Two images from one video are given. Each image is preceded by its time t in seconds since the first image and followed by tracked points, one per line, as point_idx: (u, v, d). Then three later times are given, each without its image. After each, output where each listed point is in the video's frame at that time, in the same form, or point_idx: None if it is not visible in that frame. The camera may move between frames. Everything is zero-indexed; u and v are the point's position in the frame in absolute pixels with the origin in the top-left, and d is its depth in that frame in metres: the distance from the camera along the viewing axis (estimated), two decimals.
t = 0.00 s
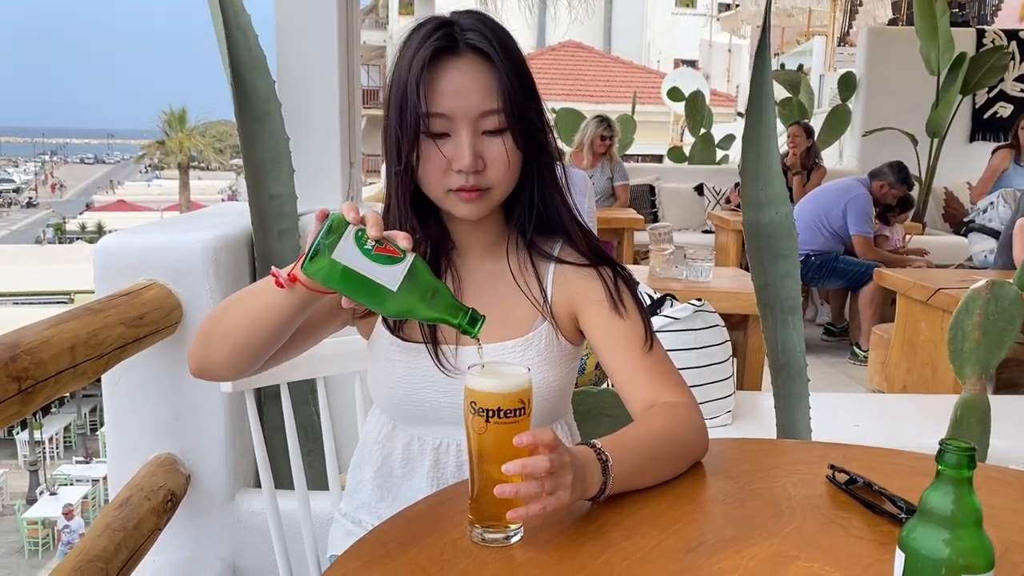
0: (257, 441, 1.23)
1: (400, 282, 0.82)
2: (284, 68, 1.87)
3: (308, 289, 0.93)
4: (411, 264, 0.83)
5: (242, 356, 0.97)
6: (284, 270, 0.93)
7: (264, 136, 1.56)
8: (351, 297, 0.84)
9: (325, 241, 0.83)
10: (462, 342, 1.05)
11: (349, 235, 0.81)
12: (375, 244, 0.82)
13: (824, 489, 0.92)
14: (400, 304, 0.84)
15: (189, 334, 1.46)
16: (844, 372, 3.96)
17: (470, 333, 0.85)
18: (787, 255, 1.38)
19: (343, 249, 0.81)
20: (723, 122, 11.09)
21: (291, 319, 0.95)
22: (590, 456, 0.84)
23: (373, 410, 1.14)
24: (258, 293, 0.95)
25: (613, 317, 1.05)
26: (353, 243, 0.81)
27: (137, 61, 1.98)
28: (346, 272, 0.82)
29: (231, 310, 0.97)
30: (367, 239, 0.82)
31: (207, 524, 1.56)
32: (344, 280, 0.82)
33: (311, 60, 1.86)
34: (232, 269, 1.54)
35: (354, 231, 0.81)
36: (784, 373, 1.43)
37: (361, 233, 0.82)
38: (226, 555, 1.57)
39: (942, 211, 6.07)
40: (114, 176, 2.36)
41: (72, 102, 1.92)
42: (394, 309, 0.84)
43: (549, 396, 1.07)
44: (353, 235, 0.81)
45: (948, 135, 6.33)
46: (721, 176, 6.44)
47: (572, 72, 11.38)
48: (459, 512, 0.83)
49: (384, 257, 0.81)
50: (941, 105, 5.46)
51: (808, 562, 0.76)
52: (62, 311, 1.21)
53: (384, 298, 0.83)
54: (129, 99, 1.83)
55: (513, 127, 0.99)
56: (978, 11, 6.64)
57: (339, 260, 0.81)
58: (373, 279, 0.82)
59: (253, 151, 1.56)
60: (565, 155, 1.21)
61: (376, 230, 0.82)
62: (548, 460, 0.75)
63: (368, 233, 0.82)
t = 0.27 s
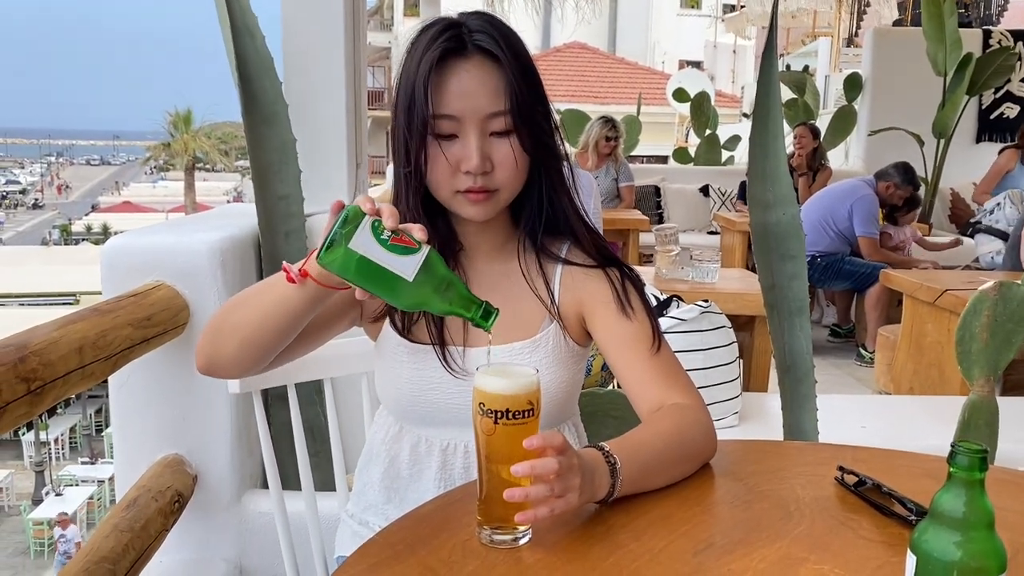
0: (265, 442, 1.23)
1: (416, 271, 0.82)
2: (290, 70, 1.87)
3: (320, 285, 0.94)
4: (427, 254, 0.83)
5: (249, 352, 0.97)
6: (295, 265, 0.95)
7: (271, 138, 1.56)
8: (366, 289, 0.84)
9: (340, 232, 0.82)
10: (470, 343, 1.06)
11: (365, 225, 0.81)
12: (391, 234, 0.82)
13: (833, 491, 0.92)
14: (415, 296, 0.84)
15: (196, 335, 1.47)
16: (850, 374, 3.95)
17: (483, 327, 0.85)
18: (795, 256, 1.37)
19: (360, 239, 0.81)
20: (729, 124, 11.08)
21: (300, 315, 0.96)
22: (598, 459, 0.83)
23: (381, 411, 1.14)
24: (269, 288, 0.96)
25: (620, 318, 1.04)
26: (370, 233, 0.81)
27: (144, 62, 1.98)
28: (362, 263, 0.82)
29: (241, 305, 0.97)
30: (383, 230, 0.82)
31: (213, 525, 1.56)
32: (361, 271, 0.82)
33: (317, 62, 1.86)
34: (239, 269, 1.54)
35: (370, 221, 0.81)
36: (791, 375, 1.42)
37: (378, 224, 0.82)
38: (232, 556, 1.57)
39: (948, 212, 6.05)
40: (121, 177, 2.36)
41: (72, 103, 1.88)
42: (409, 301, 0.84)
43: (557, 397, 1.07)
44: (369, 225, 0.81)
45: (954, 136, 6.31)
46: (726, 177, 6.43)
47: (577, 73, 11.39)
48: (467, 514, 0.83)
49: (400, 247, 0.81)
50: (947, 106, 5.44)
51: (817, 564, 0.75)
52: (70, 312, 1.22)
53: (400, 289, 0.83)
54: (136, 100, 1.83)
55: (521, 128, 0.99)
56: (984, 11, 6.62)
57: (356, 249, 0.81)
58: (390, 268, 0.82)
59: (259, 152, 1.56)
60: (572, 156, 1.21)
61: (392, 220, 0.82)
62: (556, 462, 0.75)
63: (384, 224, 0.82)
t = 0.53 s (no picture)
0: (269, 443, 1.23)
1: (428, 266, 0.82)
2: (294, 72, 1.88)
3: (326, 281, 0.94)
4: (439, 251, 0.83)
5: (254, 347, 0.97)
6: (302, 261, 0.95)
7: (275, 139, 1.57)
8: (375, 281, 0.83)
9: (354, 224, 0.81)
10: (475, 344, 1.06)
11: (381, 219, 0.80)
12: (407, 228, 0.81)
13: (839, 493, 0.92)
14: (425, 291, 0.84)
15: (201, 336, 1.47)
16: (855, 375, 3.94)
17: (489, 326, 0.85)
18: (799, 258, 1.37)
19: (376, 231, 0.80)
20: (733, 125, 11.06)
21: (307, 311, 0.96)
22: (603, 462, 0.83)
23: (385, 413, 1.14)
24: (276, 284, 0.96)
25: (625, 320, 1.04)
26: (385, 226, 0.81)
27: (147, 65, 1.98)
28: (375, 255, 0.81)
29: (247, 300, 0.98)
30: (399, 224, 0.81)
31: (219, 526, 1.56)
32: (373, 265, 0.82)
33: (322, 64, 1.87)
34: (244, 271, 1.54)
35: (387, 215, 0.81)
36: (796, 376, 1.42)
37: (393, 218, 0.81)
38: (238, 557, 1.57)
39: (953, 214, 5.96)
40: (125, 179, 2.47)
41: (72, 102, 1.87)
42: (419, 296, 0.84)
43: (562, 399, 1.07)
44: (385, 219, 0.80)
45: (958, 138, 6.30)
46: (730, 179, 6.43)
47: (581, 75, 11.41)
48: (472, 516, 0.83)
49: (414, 241, 0.81)
50: (952, 106, 5.42)
51: (822, 566, 0.75)
52: (76, 313, 1.22)
53: (411, 282, 0.83)
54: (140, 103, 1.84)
55: (527, 130, 0.99)
56: (988, 12, 6.61)
57: (370, 241, 0.81)
58: (403, 261, 0.82)
59: (264, 154, 1.56)
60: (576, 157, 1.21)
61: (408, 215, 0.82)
62: (563, 463, 0.75)
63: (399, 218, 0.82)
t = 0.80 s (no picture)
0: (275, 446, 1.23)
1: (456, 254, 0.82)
2: (299, 75, 1.88)
3: (337, 270, 0.94)
4: (467, 242, 0.83)
5: (258, 332, 0.98)
6: (315, 249, 0.95)
7: (280, 143, 1.57)
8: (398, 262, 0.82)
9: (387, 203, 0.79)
10: (482, 347, 1.07)
11: (417, 201, 0.79)
12: (440, 214, 0.80)
13: (844, 496, 0.91)
14: (443, 280, 0.83)
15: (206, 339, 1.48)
16: (860, 378, 3.93)
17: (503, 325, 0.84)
18: (804, 260, 1.37)
19: (410, 212, 0.79)
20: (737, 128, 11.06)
21: (314, 301, 0.96)
22: (607, 467, 0.83)
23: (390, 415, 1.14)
24: (285, 271, 0.97)
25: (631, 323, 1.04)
26: (421, 209, 0.79)
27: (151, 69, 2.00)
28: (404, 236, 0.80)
29: (257, 284, 0.98)
30: (433, 209, 0.80)
31: (224, 529, 1.57)
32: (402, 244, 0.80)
33: (326, 67, 1.87)
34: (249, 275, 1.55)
35: (423, 198, 0.79)
36: (800, 379, 1.42)
37: (428, 202, 0.80)
38: (242, 560, 1.57)
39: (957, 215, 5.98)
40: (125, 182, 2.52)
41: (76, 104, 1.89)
42: (437, 283, 0.83)
43: (567, 401, 1.07)
44: (421, 202, 0.79)
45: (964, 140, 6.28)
46: (734, 181, 6.43)
47: (584, 78, 11.43)
48: (477, 519, 0.83)
49: (447, 228, 0.81)
50: (957, 108, 5.36)
51: (828, 569, 0.75)
52: (82, 317, 1.23)
53: (434, 269, 0.82)
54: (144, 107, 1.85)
55: (533, 133, 0.99)
56: (992, 14, 6.60)
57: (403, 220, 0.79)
58: (433, 246, 0.81)
59: (269, 158, 1.57)
60: (581, 159, 1.22)
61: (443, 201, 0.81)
62: (569, 467, 0.75)
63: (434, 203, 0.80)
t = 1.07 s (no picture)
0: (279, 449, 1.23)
1: (468, 248, 0.81)
2: (303, 79, 1.89)
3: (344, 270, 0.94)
4: (478, 239, 0.83)
5: (262, 330, 0.98)
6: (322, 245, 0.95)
7: (284, 147, 1.57)
8: (409, 257, 0.82)
9: (399, 198, 0.80)
10: (486, 350, 1.07)
11: (429, 195, 0.80)
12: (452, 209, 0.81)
13: (848, 499, 0.91)
14: (453, 274, 0.82)
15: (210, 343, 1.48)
16: (866, 380, 3.92)
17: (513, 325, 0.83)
18: (807, 262, 1.37)
19: (422, 205, 0.79)
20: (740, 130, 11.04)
21: (319, 299, 0.96)
22: (612, 470, 0.83)
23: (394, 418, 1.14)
24: (292, 269, 0.97)
25: (637, 326, 1.04)
26: (433, 202, 0.80)
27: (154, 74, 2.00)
28: (415, 230, 0.80)
29: (264, 282, 0.98)
30: (446, 203, 0.81)
31: (229, 532, 1.57)
32: (414, 236, 0.81)
33: (329, 72, 1.88)
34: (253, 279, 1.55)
35: (435, 192, 0.80)
36: (805, 381, 1.41)
37: (440, 198, 0.81)
38: (247, 564, 1.57)
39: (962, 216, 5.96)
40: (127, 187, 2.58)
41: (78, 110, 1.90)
42: (447, 277, 0.82)
43: (571, 404, 1.07)
44: (434, 196, 0.80)
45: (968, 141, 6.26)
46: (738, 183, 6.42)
47: (586, 81, 11.44)
48: (480, 522, 0.83)
49: (460, 223, 0.81)
50: (960, 110, 5.37)
51: (832, 572, 0.75)
52: (87, 321, 1.23)
53: (444, 265, 0.82)
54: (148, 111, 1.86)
55: (538, 135, 1.00)
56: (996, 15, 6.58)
57: (415, 211, 0.80)
58: (444, 239, 0.81)
59: (273, 162, 1.57)
60: (586, 163, 1.22)
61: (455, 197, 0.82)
62: (574, 470, 0.75)
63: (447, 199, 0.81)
